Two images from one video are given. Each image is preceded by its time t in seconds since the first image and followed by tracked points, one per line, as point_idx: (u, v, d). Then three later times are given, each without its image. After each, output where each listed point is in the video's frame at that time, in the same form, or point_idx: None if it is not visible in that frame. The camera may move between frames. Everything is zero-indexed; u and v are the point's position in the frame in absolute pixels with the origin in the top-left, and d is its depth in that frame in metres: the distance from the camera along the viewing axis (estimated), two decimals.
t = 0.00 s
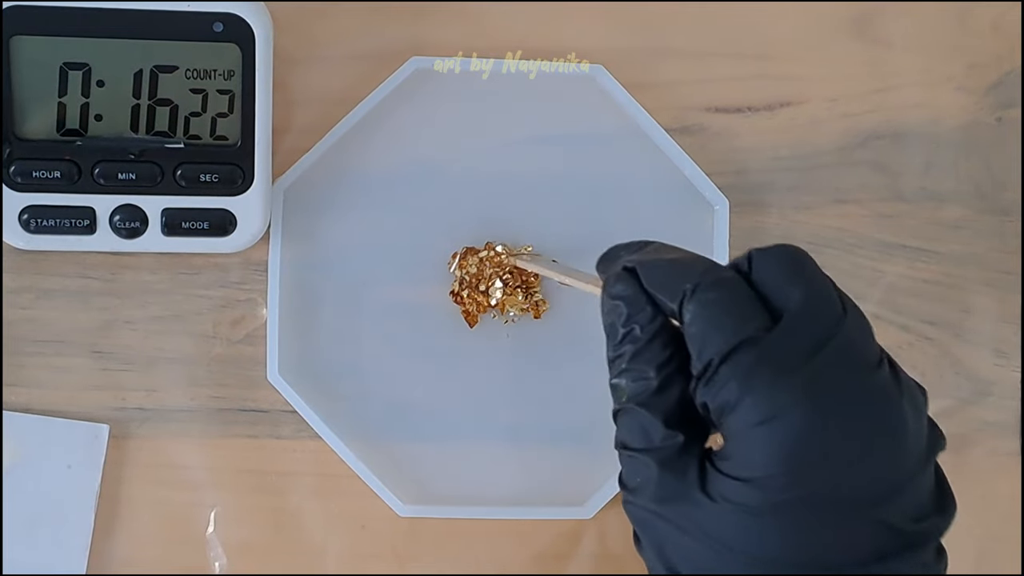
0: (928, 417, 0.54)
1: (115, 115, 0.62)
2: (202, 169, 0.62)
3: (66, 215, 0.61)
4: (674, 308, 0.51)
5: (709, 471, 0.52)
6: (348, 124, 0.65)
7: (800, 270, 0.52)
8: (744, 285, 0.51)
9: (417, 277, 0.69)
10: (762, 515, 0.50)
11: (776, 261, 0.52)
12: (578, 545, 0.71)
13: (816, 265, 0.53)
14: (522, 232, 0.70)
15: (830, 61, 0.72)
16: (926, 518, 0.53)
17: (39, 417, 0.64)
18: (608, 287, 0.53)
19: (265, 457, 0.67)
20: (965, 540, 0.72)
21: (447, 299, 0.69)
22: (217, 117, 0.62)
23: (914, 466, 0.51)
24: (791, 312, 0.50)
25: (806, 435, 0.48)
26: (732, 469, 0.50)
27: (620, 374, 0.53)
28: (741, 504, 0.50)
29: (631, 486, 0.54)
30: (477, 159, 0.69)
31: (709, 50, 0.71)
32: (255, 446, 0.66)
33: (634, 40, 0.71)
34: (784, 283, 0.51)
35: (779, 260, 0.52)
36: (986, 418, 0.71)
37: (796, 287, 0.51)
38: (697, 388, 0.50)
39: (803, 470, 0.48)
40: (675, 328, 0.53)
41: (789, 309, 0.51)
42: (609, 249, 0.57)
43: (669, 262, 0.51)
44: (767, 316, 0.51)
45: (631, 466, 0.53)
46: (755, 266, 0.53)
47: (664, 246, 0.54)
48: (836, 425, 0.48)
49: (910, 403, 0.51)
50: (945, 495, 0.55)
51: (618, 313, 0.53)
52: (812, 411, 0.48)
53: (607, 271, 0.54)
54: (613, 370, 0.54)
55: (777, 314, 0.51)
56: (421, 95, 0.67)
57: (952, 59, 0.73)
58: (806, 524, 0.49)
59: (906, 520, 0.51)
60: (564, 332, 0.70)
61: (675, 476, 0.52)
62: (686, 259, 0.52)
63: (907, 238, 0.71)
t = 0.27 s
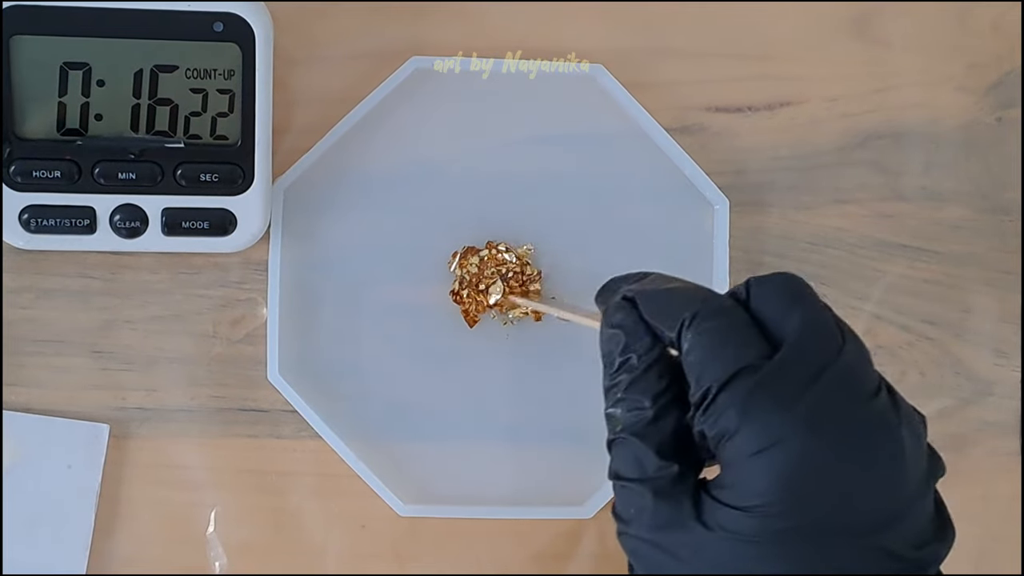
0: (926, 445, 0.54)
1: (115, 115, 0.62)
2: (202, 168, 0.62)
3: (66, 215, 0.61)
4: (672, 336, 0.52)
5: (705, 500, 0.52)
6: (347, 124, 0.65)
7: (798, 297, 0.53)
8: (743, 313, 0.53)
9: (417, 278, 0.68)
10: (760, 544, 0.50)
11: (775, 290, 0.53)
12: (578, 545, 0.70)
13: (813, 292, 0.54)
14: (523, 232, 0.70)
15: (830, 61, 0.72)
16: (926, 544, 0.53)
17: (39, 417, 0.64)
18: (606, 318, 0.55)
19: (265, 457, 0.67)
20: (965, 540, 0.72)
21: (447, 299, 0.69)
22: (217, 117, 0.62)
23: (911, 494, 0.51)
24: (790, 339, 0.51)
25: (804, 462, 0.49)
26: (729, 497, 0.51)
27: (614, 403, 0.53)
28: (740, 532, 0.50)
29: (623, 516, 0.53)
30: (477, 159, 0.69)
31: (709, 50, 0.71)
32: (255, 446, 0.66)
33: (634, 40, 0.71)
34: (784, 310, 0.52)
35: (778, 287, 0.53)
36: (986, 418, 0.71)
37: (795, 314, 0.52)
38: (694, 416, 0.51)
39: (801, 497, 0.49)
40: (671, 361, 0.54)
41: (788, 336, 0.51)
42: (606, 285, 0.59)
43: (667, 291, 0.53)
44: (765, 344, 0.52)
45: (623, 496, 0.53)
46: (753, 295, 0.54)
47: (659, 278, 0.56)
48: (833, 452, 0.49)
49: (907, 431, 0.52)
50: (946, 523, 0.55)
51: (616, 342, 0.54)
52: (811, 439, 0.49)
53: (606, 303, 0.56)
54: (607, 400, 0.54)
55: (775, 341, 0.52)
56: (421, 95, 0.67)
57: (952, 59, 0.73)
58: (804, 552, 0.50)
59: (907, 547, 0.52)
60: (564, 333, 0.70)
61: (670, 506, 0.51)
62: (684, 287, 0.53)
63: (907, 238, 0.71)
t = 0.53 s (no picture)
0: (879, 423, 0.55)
1: (115, 115, 0.62)
2: (202, 169, 0.62)
3: (66, 215, 0.61)
4: (619, 329, 0.52)
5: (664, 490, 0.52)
6: (347, 124, 0.65)
7: (745, 282, 0.52)
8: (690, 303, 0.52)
9: (416, 277, 0.68)
10: (718, 535, 0.50)
11: (723, 275, 0.53)
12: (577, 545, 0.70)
13: (759, 276, 0.54)
14: (522, 232, 0.69)
15: (830, 61, 0.72)
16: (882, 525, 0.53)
17: (40, 417, 0.64)
18: (551, 310, 0.54)
19: (265, 457, 0.67)
20: (965, 540, 0.72)
21: (447, 299, 0.69)
22: (217, 117, 0.62)
23: (867, 477, 0.51)
24: (739, 328, 0.51)
25: (758, 453, 0.49)
26: (686, 490, 0.51)
27: (569, 398, 0.53)
28: (698, 524, 0.50)
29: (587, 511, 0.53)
30: (477, 159, 0.69)
31: (709, 50, 0.71)
32: (255, 446, 0.66)
33: (634, 40, 0.71)
34: (732, 298, 0.52)
35: (725, 273, 0.53)
36: (986, 418, 0.71)
37: (744, 301, 0.52)
38: (648, 411, 0.51)
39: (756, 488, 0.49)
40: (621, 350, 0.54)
41: (737, 325, 0.51)
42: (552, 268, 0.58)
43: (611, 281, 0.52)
44: (713, 333, 0.52)
45: (586, 491, 0.53)
46: (700, 281, 0.54)
47: (603, 266, 0.55)
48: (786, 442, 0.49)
49: (860, 414, 0.52)
50: (902, 499, 0.55)
51: (564, 335, 0.53)
52: (764, 429, 0.49)
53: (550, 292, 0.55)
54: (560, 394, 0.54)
55: (724, 330, 0.52)
56: (421, 95, 0.67)
57: (952, 59, 0.73)
58: (761, 542, 0.50)
59: (863, 531, 0.52)
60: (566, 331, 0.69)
61: (631, 499, 0.52)
62: (629, 278, 0.52)
63: (907, 238, 0.71)
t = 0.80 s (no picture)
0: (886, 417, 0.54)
1: (115, 115, 0.62)
2: (202, 169, 0.62)
3: (66, 215, 0.61)
4: (623, 327, 0.53)
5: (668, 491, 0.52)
6: (348, 123, 0.65)
7: (747, 279, 0.52)
8: (693, 301, 0.53)
9: (416, 277, 0.68)
10: (722, 535, 0.50)
11: (725, 271, 0.53)
12: (577, 545, 0.70)
13: (761, 270, 0.53)
14: (522, 232, 0.69)
15: (830, 61, 0.72)
16: (891, 524, 0.53)
17: (40, 417, 0.64)
18: (557, 309, 0.55)
19: (265, 458, 0.67)
20: (965, 540, 0.72)
21: (447, 299, 0.69)
22: (218, 117, 0.62)
23: (872, 474, 0.51)
24: (742, 325, 0.51)
25: (761, 452, 0.49)
26: (689, 491, 0.51)
27: (572, 398, 0.54)
28: (702, 525, 0.50)
29: (590, 511, 0.54)
30: (477, 159, 0.69)
31: (709, 50, 0.71)
32: (255, 446, 0.66)
33: (634, 39, 0.71)
34: (733, 295, 0.52)
35: (727, 269, 0.53)
36: (986, 418, 0.71)
37: (746, 298, 0.52)
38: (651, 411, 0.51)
39: (759, 487, 0.49)
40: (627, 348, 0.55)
41: (740, 323, 0.51)
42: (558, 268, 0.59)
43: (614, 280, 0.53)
44: (717, 332, 0.52)
45: (589, 491, 0.54)
46: (703, 279, 0.53)
47: (607, 263, 0.56)
48: (788, 441, 0.49)
49: (864, 410, 0.52)
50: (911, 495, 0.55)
51: (569, 334, 0.55)
52: (766, 428, 0.49)
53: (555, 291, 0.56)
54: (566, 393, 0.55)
55: (728, 328, 0.52)
56: (421, 95, 0.67)
57: (952, 59, 0.73)
58: (767, 542, 0.50)
59: (870, 529, 0.52)
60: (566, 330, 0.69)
61: (634, 498, 0.52)
62: (631, 277, 0.53)
63: (907, 238, 0.71)
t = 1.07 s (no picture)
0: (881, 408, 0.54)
1: (115, 115, 0.62)
2: (202, 169, 0.62)
3: (67, 215, 0.61)
4: (616, 322, 0.52)
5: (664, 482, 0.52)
6: (348, 123, 0.65)
7: (742, 270, 0.52)
8: (685, 292, 0.52)
9: (416, 277, 0.68)
10: (714, 526, 0.50)
11: (717, 262, 0.52)
12: (577, 545, 0.70)
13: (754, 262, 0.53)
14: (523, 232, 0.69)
15: (830, 61, 0.72)
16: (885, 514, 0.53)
17: (40, 417, 0.64)
18: (551, 304, 0.54)
19: (265, 458, 0.67)
20: (965, 540, 0.72)
21: (447, 299, 0.68)
22: (218, 117, 0.62)
23: (866, 465, 0.51)
24: (733, 316, 0.50)
25: (752, 443, 0.49)
26: (685, 482, 0.51)
27: (570, 390, 0.54)
28: (694, 516, 0.50)
29: (588, 502, 0.54)
30: (477, 159, 0.69)
31: (709, 50, 0.71)
32: (255, 446, 0.66)
33: (634, 39, 0.71)
34: (727, 286, 0.52)
35: (719, 260, 0.52)
36: (987, 418, 0.71)
37: (738, 288, 0.51)
38: (644, 403, 0.52)
39: (750, 477, 0.49)
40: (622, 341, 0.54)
41: (731, 314, 0.51)
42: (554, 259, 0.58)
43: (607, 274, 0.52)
44: (709, 324, 0.51)
45: (586, 483, 0.53)
46: (696, 271, 0.53)
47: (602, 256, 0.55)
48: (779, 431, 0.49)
49: (857, 401, 0.52)
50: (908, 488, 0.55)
51: (564, 328, 0.54)
52: (757, 419, 0.49)
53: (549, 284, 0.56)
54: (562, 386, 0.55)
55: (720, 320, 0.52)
56: (421, 95, 0.67)
57: (952, 59, 0.73)
58: (758, 533, 0.50)
59: (863, 520, 0.52)
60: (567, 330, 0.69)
61: (630, 490, 0.52)
62: (624, 269, 0.52)
63: (908, 238, 0.71)
